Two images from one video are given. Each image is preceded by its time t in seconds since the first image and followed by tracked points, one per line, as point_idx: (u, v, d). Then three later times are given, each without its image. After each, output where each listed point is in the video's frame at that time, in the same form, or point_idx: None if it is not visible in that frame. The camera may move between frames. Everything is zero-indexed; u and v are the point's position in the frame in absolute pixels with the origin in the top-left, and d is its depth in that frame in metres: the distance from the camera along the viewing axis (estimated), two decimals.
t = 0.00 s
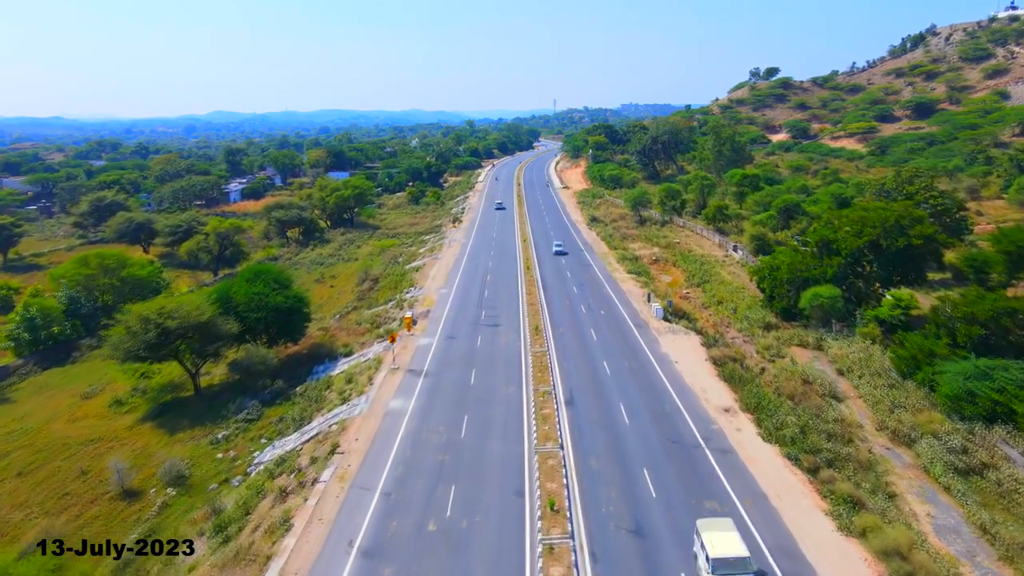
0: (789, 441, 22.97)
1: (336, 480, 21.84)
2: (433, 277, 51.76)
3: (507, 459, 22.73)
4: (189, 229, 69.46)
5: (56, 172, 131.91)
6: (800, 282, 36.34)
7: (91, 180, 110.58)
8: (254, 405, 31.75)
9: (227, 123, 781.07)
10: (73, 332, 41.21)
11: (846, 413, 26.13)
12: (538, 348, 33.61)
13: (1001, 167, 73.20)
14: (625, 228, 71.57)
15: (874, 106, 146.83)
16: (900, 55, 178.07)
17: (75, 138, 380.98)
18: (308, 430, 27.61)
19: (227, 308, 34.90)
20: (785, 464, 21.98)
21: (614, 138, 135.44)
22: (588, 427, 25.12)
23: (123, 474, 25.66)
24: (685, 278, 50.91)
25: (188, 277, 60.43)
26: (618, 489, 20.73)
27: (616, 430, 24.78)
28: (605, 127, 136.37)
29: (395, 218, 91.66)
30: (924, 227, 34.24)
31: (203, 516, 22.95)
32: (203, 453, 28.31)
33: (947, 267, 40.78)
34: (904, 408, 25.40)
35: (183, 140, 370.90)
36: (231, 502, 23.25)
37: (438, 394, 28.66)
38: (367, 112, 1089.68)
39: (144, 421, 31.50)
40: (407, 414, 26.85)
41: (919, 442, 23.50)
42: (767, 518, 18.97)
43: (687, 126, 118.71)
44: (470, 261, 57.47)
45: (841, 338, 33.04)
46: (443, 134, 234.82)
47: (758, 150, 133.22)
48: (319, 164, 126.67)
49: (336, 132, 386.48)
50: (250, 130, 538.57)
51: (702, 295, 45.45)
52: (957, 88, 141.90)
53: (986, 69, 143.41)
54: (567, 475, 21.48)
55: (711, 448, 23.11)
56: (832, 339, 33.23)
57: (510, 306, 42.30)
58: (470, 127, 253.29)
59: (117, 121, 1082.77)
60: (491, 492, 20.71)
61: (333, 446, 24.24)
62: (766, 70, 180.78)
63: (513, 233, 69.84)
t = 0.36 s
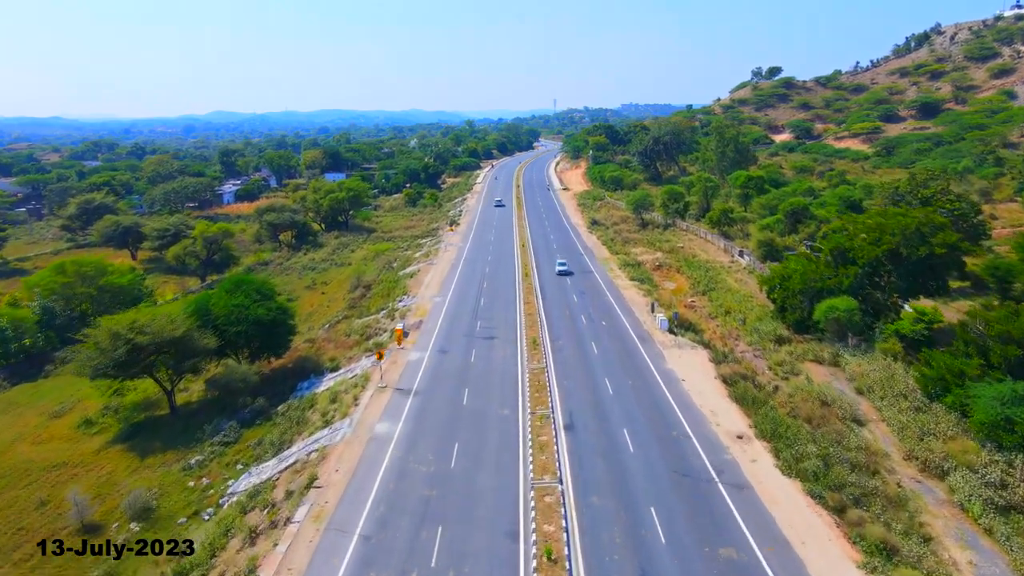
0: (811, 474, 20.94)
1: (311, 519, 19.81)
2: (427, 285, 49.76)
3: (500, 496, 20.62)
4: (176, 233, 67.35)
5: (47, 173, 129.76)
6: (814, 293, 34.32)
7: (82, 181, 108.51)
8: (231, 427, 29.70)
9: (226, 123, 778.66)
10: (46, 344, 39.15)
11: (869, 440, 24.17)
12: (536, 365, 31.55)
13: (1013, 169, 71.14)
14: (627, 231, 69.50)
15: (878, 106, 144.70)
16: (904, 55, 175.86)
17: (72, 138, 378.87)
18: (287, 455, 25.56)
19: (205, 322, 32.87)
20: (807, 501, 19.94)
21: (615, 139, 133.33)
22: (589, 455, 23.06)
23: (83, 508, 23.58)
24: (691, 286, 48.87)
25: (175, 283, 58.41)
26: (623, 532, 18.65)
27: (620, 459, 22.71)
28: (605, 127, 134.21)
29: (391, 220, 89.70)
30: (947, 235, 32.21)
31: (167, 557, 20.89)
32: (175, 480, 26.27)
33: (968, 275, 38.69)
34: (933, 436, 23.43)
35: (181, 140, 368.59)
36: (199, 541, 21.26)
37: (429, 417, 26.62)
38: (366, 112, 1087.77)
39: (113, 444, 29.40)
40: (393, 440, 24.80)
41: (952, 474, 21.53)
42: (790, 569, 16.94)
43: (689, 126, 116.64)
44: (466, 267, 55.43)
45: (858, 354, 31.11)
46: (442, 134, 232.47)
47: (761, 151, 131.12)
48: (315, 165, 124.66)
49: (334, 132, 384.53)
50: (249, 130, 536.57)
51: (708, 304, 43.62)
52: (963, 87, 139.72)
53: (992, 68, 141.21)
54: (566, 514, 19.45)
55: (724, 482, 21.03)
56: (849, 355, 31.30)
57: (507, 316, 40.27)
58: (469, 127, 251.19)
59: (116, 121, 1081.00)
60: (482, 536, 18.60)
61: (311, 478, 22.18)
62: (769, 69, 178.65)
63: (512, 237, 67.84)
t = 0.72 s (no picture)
0: (837, 515, 18.93)
1: (282, 569, 17.79)
2: (421, 293, 47.75)
3: (492, 541, 18.58)
4: (164, 238, 65.38)
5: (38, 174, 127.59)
6: (829, 306, 32.44)
7: (73, 183, 106.40)
8: (206, 451, 27.60)
9: (225, 122, 777.66)
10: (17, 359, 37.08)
11: (897, 472, 22.21)
12: (534, 384, 29.53)
13: None
14: (629, 235, 67.44)
15: (883, 106, 142.58)
16: (909, 54, 173.79)
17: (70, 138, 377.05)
18: (263, 486, 23.54)
19: (182, 337, 30.84)
20: (835, 549, 17.90)
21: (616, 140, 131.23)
22: (591, 490, 21.06)
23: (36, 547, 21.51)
24: (697, 294, 46.91)
25: (161, 290, 56.51)
26: None
27: (626, 496, 20.66)
28: (606, 127, 132.14)
29: (387, 223, 87.72)
30: (974, 245, 30.18)
31: None
32: (140, 513, 24.15)
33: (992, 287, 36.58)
34: (969, 469, 21.49)
35: (179, 140, 366.46)
36: None
37: (417, 445, 24.61)
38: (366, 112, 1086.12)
39: (79, 471, 27.33)
40: (378, 472, 22.76)
41: (993, 513, 19.56)
42: None
43: (691, 126, 114.58)
44: (461, 274, 53.44)
45: (878, 371, 29.15)
46: (441, 135, 230.50)
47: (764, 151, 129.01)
48: (311, 166, 122.64)
49: (333, 132, 382.60)
50: (248, 130, 534.29)
51: (716, 314, 41.68)
52: (969, 87, 137.59)
53: (999, 67, 139.06)
54: (566, 563, 17.45)
55: (742, 525, 18.98)
56: (868, 372, 29.35)
57: (503, 328, 38.25)
58: (469, 127, 249.11)
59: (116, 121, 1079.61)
60: None
61: (285, 518, 20.16)
62: (772, 68, 176.45)
63: (510, 241, 65.84)
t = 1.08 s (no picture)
0: (871, 560, 16.99)
1: None
2: (416, 300, 45.80)
3: None
4: (153, 242, 63.46)
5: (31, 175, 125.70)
6: (847, 318, 30.44)
7: (64, 184, 104.48)
8: (180, 476, 25.60)
9: (224, 122, 776.56)
10: None
11: (932, 506, 20.32)
12: (534, 402, 27.55)
13: None
14: (632, 239, 65.46)
15: (888, 106, 140.70)
16: (913, 54, 172.01)
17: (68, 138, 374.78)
18: (238, 520, 21.58)
19: (157, 352, 28.85)
20: None
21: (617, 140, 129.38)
22: (595, 527, 19.13)
23: None
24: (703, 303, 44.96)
25: (149, 297, 54.61)
26: None
27: (634, 535, 18.68)
28: (607, 127, 130.15)
29: (384, 226, 85.87)
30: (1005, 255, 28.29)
31: None
32: (102, 546, 21.97)
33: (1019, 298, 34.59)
34: (1012, 505, 19.61)
35: (178, 140, 364.38)
36: None
37: (406, 473, 22.65)
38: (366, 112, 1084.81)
39: (42, 498, 25.34)
40: (362, 505, 20.81)
41: None
42: None
43: (693, 126, 112.68)
44: (458, 280, 51.49)
45: (901, 389, 27.27)
46: (441, 135, 228.88)
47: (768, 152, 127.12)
48: (307, 167, 120.82)
49: (332, 132, 381.23)
50: (247, 130, 532.61)
51: (724, 324, 39.74)
52: (976, 86, 135.66)
53: (1005, 67, 137.12)
54: None
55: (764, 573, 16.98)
56: (891, 390, 27.44)
57: (501, 339, 36.29)
58: (469, 127, 247.29)
59: (116, 120, 1078.97)
60: None
61: (256, 562, 18.25)
62: (775, 68, 174.56)
63: (510, 245, 63.90)
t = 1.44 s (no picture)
0: None
1: None
2: (410, 308, 43.87)
3: None
4: (140, 245, 61.48)
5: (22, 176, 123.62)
6: (868, 330, 28.45)
7: (55, 185, 102.48)
8: (151, 503, 23.67)
9: (224, 122, 775.00)
10: None
11: (974, 543, 18.47)
12: (534, 423, 25.63)
13: None
14: (634, 242, 63.53)
15: (893, 106, 138.83)
16: (917, 53, 170.23)
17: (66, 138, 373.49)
18: (209, 555, 19.47)
19: (131, 367, 26.98)
20: None
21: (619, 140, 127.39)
22: (602, 569, 17.22)
23: None
24: (711, 310, 42.93)
25: (135, 303, 52.65)
26: None
27: None
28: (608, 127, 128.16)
29: (380, 228, 83.98)
30: None
31: None
32: None
33: None
34: None
35: (176, 140, 362.39)
36: None
37: (394, 504, 20.73)
38: (366, 112, 1083.27)
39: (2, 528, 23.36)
40: (345, 542, 18.91)
41: None
42: None
43: (696, 126, 110.72)
44: (454, 286, 49.56)
45: (928, 408, 25.40)
46: (441, 135, 227.08)
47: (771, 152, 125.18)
48: (304, 167, 118.87)
49: (332, 132, 379.37)
50: (247, 129, 530.99)
51: (734, 333, 37.81)
52: (982, 85, 133.77)
53: (1012, 66, 135.26)
54: None
55: None
56: (918, 409, 25.56)
57: (499, 351, 34.37)
58: (468, 128, 245.33)
59: (115, 120, 1077.87)
60: None
61: None
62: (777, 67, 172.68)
63: (509, 248, 61.99)
